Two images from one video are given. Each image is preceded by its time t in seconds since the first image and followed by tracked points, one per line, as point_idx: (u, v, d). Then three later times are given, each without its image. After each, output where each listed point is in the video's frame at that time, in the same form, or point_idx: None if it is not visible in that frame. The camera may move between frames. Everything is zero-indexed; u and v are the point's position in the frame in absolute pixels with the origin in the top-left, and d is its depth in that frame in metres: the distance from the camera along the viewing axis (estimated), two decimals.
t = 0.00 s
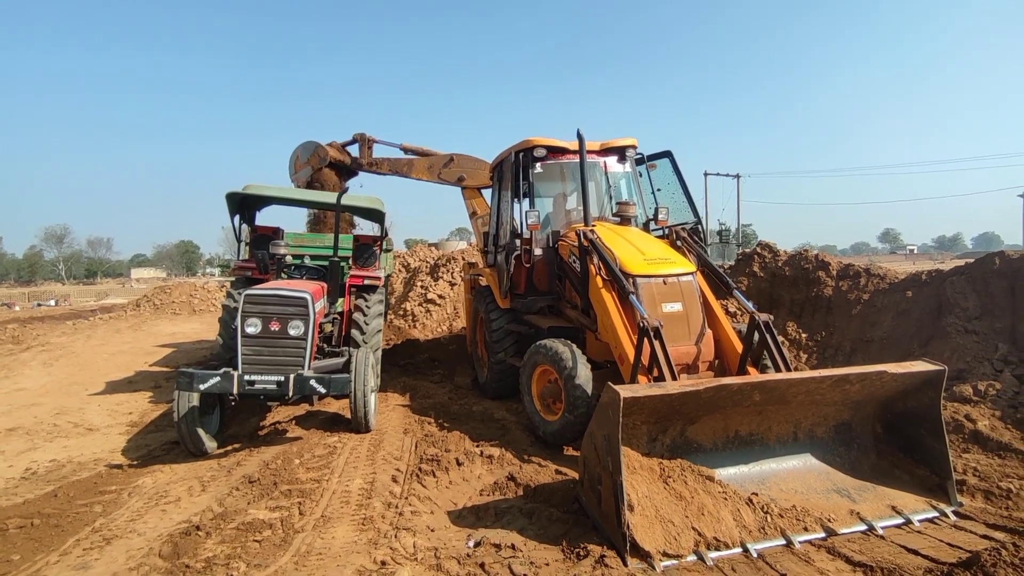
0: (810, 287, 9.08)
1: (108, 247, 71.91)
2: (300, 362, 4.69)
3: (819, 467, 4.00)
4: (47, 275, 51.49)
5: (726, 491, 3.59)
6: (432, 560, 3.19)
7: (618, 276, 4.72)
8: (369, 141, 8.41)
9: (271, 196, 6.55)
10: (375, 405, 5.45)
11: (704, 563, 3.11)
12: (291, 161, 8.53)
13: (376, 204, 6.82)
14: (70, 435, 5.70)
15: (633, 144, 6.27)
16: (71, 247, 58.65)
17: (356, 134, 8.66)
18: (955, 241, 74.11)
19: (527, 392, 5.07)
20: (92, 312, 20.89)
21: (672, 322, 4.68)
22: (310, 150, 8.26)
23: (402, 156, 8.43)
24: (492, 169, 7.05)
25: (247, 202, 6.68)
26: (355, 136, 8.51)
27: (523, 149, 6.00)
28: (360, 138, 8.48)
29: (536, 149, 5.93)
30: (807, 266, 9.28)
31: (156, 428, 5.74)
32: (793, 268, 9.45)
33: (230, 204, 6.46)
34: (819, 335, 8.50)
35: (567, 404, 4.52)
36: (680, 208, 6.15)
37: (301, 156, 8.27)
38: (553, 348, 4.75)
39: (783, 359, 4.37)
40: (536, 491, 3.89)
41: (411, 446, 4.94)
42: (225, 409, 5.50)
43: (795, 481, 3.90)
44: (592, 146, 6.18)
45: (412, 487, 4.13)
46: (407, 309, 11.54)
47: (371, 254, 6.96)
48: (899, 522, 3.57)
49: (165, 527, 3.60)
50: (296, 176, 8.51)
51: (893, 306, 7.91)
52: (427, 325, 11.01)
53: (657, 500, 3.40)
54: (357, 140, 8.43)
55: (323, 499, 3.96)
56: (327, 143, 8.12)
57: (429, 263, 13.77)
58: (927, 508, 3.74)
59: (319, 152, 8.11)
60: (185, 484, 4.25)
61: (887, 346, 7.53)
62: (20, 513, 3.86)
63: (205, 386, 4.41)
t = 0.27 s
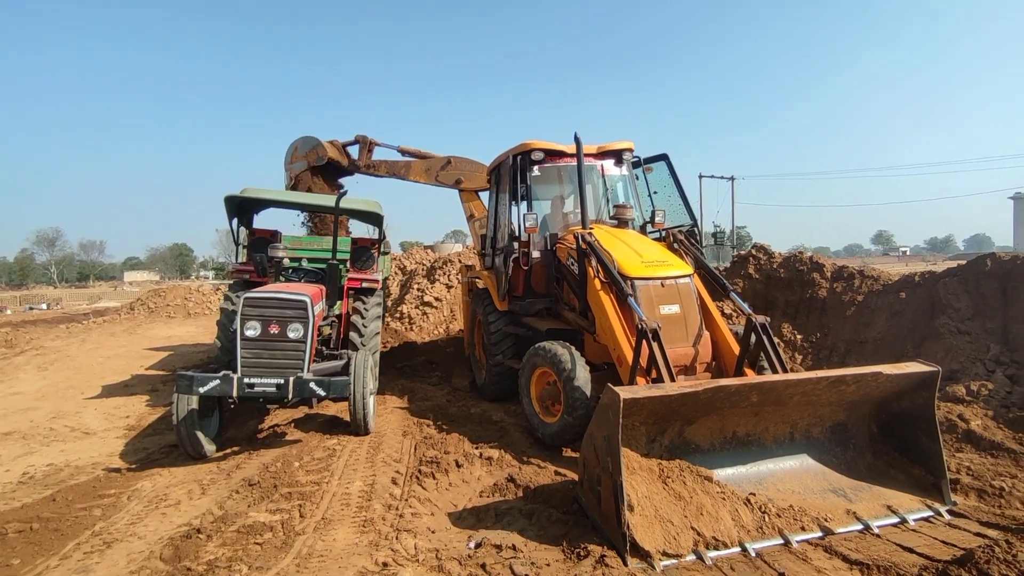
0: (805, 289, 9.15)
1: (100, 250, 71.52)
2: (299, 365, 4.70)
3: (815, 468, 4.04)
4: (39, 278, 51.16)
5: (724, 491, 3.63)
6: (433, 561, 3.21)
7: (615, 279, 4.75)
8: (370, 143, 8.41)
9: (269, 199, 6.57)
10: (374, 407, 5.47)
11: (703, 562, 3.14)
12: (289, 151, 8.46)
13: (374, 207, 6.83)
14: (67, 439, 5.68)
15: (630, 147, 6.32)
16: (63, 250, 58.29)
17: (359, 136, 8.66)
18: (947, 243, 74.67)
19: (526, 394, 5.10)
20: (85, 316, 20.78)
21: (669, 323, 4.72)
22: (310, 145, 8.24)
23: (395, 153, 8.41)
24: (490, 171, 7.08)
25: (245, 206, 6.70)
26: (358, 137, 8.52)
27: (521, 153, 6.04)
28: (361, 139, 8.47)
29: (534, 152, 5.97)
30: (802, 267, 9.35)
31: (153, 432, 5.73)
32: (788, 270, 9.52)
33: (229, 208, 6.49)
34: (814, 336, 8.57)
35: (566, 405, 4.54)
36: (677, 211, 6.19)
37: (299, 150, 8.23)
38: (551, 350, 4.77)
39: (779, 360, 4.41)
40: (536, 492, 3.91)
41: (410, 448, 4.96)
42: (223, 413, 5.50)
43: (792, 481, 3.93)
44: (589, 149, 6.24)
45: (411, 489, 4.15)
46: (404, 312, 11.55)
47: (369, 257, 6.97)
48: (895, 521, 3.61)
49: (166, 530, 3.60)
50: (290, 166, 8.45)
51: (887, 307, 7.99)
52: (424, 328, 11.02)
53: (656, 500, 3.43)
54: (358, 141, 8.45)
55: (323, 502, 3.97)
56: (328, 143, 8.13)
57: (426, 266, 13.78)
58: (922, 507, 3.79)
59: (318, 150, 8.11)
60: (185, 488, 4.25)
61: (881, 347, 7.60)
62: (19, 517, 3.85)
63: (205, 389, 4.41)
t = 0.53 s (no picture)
0: (799, 290, 9.22)
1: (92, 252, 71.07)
2: (300, 367, 4.72)
3: (812, 467, 4.10)
4: (30, 281, 50.79)
5: (723, 491, 3.67)
6: (436, 561, 3.24)
7: (614, 281, 4.80)
8: (376, 148, 8.39)
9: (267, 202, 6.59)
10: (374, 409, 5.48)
11: (703, 561, 3.18)
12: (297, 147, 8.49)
13: (372, 210, 6.86)
14: (65, 442, 5.67)
15: (627, 149, 6.37)
16: (55, 252, 57.89)
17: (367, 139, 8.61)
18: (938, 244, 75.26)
19: (525, 395, 5.13)
20: (78, 319, 20.66)
21: (668, 325, 4.77)
22: (318, 147, 8.26)
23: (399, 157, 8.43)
24: (488, 175, 7.11)
25: (243, 209, 6.71)
26: (364, 140, 8.51)
27: (519, 155, 6.08)
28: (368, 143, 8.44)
29: (532, 155, 6.01)
30: (796, 269, 9.43)
31: (152, 435, 5.72)
32: (782, 271, 9.59)
33: (227, 211, 6.50)
34: (809, 337, 8.64)
35: (565, 406, 4.58)
36: (674, 213, 6.25)
37: (307, 149, 8.25)
38: (551, 351, 4.81)
39: (776, 361, 4.47)
40: (537, 493, 3.94)
41: (411, 450, 4.98)
42: (222, 415, 5.50)
43: (789, 481, 3.98)
44: (587, 152, 6.27)
45: (413, 491, 4.17)
46: (400, 314, 11.56)
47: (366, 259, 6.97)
48: (891, 519, 3.67)
49: (168, 533, 3.61)
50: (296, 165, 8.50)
51: (880, 308, 8.07)
52: (420, 329, 11.04)
53: (657, 500, 3.47)
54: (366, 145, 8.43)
55: (325, 503, 3.99)
56: (335, 144, 8.13)
57: (422, 268, 13.79)
58: (917, 505, 3.85)
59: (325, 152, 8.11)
60: (186, 490, 4.25)
61: (875, 347, 7.68)
62: (20, 521, 3.85)
63: (206, 392, 4.42)
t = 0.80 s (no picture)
0: (794, 292, 9.30)
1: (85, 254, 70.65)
2: (299, 369, 4.74)
3: (807, 466, 4.15)
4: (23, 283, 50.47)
5: (720, 490, 3.72)
6: (437, 562, 3.27)
7: (611, 283, 4.84)
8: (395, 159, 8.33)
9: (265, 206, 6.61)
10: (372, 411, 5.50)
11: (701, 559, 3.23)
12: (329, 161, 8.91)
13: (370, 213, 6.90)
14: (63, 445, 5.67)
15: (623, 152, 6.42)
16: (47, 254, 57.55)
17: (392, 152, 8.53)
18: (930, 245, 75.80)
19: (523, 397, 5.17)
20: (72, 321, 20.55)
21: (664, 326, 4.82)
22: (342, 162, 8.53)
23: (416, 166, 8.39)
24: (484, 176, 7.14)
25: (241, 212, 6.73)
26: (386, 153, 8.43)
27: (515, 158, 6.12)
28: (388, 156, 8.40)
29: (528, 158, 6.06)
30: (791, 270, 9.51)
31: (150, 438, 5.73)
32: (777, 273, 9.67)
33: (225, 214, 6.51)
34: (803, 338, 8.71)
35: (563, 408, 4.61)
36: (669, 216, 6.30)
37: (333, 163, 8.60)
38: (548, 353, 4.85)
39: (771, 361, 4.52)
40: (536, 493, 3.98)
41: (410, 451, 5.01)
42: (221, 418, 5.51)
43: (785, 479, 4.03)
44: (583, 155, 6.32)
45: (413, 492, 4.20)
46: (397, 316, 11.58)
47: (364, 262, 6.99)
48: (884, 517, 3.72)
49: (170, 535, 3.63)
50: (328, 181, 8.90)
51: (873, 309, 8.14)
52: (417, 331, 11.06)
53: (654, 499, 3.52)
54: (384, 155, 8.43)
55: (326, 505, 4.01)
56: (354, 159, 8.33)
57: (418, 270, 13.82)
58: (910, 503, 3.91)
59: (346, 165, 8.39)
60: (186, 493, 4.27)
61: (868, 348, 7.76)
62: (21, 524, 3.86)
63: (206, 395, 4.44)
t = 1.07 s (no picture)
0: (788, 293, 9.37)
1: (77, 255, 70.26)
2: (298, 370, 4.75)
3: (802, 465, 4.19)
4: (14, 285, 50.14)
5: (717, 490, 3.76)
6: (437, 561, 3.29)
7: (608, 284, 4.87)
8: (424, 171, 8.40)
9: (263, 206, 6.62)
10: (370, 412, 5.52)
11: (698, 557, 3.26)
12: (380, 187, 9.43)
13: (368, 214, 6.91)
14: (60, 447, 5.66)
15: (620, 154, 6.47)
16: (39, 256, 57.19)
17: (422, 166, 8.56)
18: (923, 246, 76.29)
19: (520, 397, 5.19)
20: (65, 323, 20.44)
21: (661, 327, 4.85)
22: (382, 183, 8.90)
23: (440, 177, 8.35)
24: (482, 177, 7.16)
25: (239, 213, 6.73)
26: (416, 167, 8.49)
27: (513, 160, 6.15)
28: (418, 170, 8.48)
29: (526, 160, 6.09)
30: (785, 271, 9.58)
31: (147, 439, 5.72)
32: (771, 274, 9.73)
33: (223, 215, 6.52)
34: (798, 338, 8.78)
35: (561, 408, 4.64)
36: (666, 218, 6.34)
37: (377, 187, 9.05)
38: (546, 354, 4.87)
39: (767, 363, 4.56)
40: (534, 493, 4.01)
41: (408, 452, 5.02)
42: (218, 419, 5.51)
43: (781, 479, 4.08)
44: (581, 157, 6.36)
45: (411, 492, 4.22)
46: (393, 317, 11.60)
47: (361, 263, 6.99)
48: (878, 515, 3.77)
49: (169, 536, 3.64)
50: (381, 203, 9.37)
51: (867, 310, 8.22)
52: (414, 332, 11.07)
53: (652, 498, 3.55)
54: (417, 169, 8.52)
55: (325, 505, 4.03)
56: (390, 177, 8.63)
57: (414, 271, 13.83)
58: (904, 501, 3.96)
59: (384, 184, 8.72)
60: (185, 493, 4.28)
61: (862, 348, 7.82)
62: (19, 525, 3.86)
63: (204, 395, 4.45)
